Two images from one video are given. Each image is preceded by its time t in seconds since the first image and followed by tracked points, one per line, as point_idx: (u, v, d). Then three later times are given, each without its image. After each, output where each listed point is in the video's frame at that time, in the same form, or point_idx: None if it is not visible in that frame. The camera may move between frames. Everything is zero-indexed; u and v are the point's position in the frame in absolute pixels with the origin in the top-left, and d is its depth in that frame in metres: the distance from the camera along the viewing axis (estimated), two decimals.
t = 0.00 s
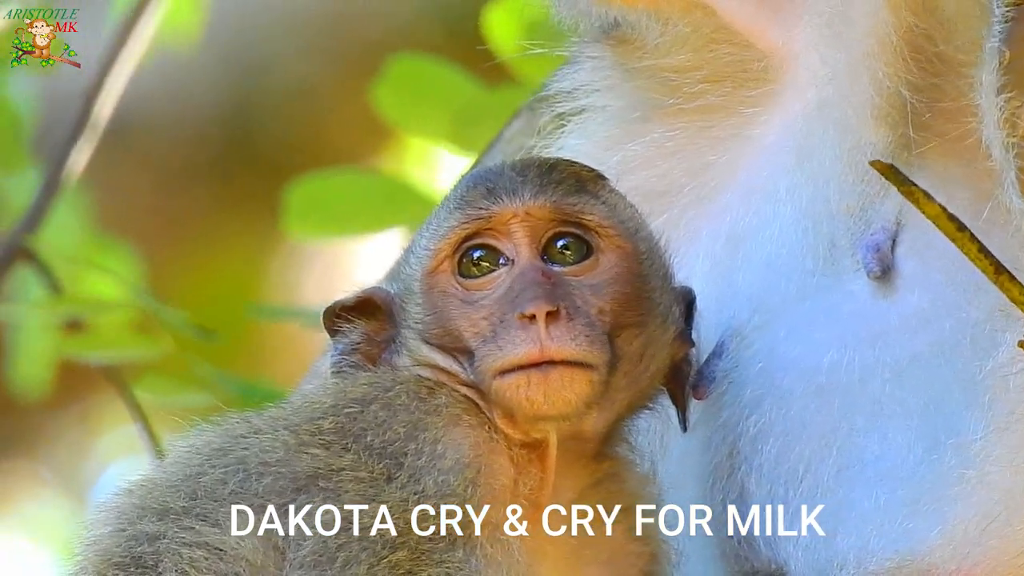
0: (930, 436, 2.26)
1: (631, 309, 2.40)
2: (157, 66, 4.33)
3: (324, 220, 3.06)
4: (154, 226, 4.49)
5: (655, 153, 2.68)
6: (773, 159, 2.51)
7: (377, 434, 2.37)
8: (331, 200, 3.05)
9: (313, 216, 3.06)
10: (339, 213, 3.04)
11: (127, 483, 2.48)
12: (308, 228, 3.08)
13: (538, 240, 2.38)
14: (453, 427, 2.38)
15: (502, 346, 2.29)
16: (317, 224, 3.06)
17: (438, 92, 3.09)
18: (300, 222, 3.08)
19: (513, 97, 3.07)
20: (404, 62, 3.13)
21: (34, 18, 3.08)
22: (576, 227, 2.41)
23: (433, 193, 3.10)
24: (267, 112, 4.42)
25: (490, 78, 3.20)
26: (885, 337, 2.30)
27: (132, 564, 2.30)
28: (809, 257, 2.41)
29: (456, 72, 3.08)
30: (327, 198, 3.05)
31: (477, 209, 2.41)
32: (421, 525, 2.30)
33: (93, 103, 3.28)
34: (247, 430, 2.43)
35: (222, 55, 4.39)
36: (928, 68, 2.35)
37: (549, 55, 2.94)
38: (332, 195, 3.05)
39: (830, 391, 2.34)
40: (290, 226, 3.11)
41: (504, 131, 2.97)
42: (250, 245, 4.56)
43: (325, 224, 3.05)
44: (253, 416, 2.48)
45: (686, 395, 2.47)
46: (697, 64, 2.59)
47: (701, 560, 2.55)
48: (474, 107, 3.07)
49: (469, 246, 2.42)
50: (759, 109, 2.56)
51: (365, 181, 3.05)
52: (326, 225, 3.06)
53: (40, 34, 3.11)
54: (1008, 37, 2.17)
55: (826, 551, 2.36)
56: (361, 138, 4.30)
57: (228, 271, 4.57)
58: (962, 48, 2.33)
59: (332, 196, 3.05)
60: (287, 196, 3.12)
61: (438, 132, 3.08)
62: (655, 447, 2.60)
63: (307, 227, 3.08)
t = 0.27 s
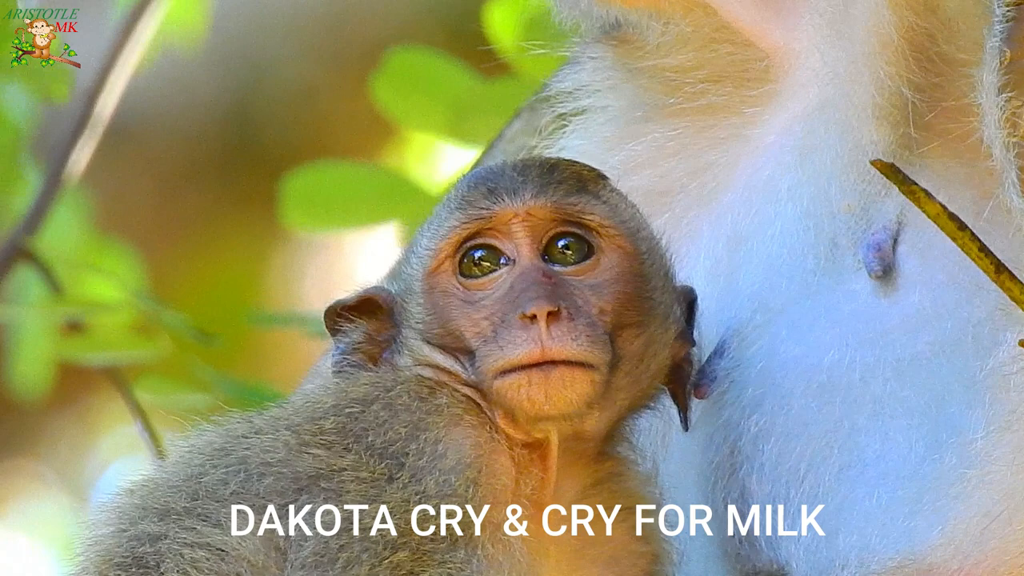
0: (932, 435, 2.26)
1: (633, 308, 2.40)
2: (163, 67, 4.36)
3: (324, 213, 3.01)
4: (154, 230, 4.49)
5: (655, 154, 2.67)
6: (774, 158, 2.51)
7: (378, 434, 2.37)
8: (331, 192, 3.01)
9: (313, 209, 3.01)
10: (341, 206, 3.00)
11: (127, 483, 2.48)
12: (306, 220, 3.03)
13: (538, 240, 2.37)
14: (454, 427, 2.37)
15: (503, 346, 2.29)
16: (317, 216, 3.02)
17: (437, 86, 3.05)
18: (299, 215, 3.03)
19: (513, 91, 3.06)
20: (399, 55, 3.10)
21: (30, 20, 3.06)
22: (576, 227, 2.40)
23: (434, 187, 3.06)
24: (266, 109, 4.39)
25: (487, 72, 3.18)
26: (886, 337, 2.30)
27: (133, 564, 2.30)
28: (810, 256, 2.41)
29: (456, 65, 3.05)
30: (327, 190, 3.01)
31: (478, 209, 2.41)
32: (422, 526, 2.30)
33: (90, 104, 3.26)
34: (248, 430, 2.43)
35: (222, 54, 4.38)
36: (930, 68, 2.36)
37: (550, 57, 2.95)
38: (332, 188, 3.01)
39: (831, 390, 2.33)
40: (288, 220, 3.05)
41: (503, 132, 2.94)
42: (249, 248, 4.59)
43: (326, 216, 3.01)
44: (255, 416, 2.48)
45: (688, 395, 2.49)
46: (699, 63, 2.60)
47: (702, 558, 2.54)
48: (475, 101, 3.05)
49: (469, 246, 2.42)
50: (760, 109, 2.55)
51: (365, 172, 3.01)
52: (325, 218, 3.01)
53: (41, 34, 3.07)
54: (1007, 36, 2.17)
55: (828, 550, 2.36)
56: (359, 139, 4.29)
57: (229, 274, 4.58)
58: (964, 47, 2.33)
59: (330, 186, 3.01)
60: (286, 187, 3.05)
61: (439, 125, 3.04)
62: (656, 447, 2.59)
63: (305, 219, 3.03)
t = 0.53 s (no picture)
0: (933, 434, 2.27)
1: (635, 309, 2.39)
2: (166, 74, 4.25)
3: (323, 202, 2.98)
4: (153, 228, 4.34)
5: (656, 155, 2.66)
6: (775, 157, 2.51)
7: (379, 435, 2.37)
8: (332, 180, 2.98)
9: (312, 198, 2.99)
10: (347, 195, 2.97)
11: (127, 483, 2.47)
12: (305, 210, 3.01)
13: (540, 240, 2.37)
14: (456, 427, 2.37)
15: (505, 346, 2.29)
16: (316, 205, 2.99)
17: (441, 79, 3.04)
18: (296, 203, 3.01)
19: (515, 85, 3.03)
20: (406, 45, 3.09)
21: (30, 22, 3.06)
22: (578, 227, 2.40)
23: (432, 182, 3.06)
24: (265, 112, 4.31)
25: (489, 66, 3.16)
26: (888, 335, 2.30)
27: (134, 564, 2.30)
28: (811, 255, 2.41)
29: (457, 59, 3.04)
30: (326, 178, 2.98)
31: (480, 208, 2.41)
32: (422, 527, 2.30)
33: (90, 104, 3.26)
34: (249, 430, 2.43)
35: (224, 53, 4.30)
36: (931, 67, 2.36)
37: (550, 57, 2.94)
38: (333, 177, 2.98)
39: (832, 389, 2.33)
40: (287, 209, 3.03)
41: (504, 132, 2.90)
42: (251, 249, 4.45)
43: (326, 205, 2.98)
44: (257, 416, 2.48)
45: (690, 396, 2.48)
46: (699, 63, 2.59)
47: (701, 557, 2.54)
48: (475, 95, 3.03)
49: (471, 246, 2.42)
50: (761, 108, 2.55)
51: (367, 164, 2.99)
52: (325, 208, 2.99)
53: (39, 33, 3.07)
54: (1006, 35, 2.17)
55: (828, 549, 2.35)
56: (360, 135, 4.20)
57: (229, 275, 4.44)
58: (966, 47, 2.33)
59: (328, 173, 2.99)
60: (287, 174, 3.01)
61: (440, 119, 3.04)
62: (658, 446, 2.58)
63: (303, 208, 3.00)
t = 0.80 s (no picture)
0: (934, 432, 2.26)
1: (636, 309, 2.39)
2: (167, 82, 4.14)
3: (322, 204, 2.99)
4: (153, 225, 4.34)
5: (660, 155, 2.68)
6: (774, 158, 2.51)
7: (380, 435, 2.37)
8: (330, 180, 2.98)
9: (310, 199, 2.99)
10: (346, 195, 2.96)
11: (131, 482, 2.49)
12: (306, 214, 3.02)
13: (540, 241, 2.37)
14: (456, 427, 2.38)
15: (505, 348, 2.28)
16: (316, 207, 2.99)
17: (444, 82, 3.03)
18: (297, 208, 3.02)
19: (514, 93, 3.03)
20: (410, 47, 3.08)
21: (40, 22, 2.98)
22: (578, 229, 2.40)
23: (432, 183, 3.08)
24: (268, 112, 4.30)
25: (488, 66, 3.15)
26: (888, 334, 2.30)
27: (136, 561, 2.32)
28: (812, 254, 2.42)
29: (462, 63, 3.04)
30: (325, 181, 2.98)
31: (480, 210, 2.42)
32: (423, 526, 2.30)
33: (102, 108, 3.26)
34: (251, 430, 2.43)
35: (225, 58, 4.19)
36: (930, 69, 2.32)
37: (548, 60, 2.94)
38: (331, 180, 2.98)
39: (832, 387, 2.34)
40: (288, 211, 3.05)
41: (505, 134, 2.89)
42: (252, 245, 4.49)
43: (324, 206, 2.98)
44: (258, 416, 2.48)
45: (691, 394, 2.50)
46: (699, 68, 2.58)
47: (702, 556, 2.57)
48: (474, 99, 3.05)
49: (471, 247, 2.41)
50: (761, 110, 2.54)
51: (361, 165, 2.99)
52: (324, 210, 2.99)
53: (41, 34, 2.94)
54: (1007, 37, 2.13)
55: (828, 547, 2.38)
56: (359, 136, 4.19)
57: (232, 272, 4.51)
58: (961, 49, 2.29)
59: (328, 178, 2.98)
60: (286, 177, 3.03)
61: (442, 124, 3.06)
62: (659, 446, 2.57)
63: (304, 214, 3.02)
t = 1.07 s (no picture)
0: (935, 428, 2.26)
1: (636, 305, 2.38)
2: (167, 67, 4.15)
3: (330, 207, 2.97)
4: (155, 219, 4.30)
5: (659, 152, 2.66)
6: (776, 153, 2.50)
7: (380, 431, 2.37)
8: (335, 182, 2.98)
9: (316, 202, 2.98)
10: (351, 195, 2.96)
11: (132, 479, 2.48)
12: (306, 217, 3.01)
13: (541, 236, 2.37)
14: (457, 423, 2.38)
15: (505, 342, 2.28)
16: (322, 210, 2.98)
17: (444, 85, 3.03)
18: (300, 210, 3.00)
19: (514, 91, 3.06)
20: (409, 48, 3.08)
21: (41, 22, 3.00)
22: (578, 223, 2.39)
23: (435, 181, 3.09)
24: (268, 99, 4.29)
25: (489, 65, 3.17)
26: (888, 329, 2.30)
27: (136, 561, 2.31)
28: (812, 249, 2.42)
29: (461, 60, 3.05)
30: (328, 184, 2.98)
31: (480, 205, 2.41)
32: (424, 524, 2.30)
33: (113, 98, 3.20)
34: (250, 427, 2.43)
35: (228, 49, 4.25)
36: (930, 60, 2.35)
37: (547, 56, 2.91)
38: (334, 182, 2.98)
39: (833, 382, 2.34)
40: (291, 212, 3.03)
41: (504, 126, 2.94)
42: (253, 241, 4.48)
43: (329, 208, 2.97)
44: (258, 413, 2.48)
45: (691, 391, 2.49)
46: (697, 58, 2.56)
47: (703, 553, 2.55)
48: (474, 96, 3.06)
49: (471, 242, 2.41)
50: (761, 104, 2.53)
51: (364, 166, 2.99)
52: (331, 211, 2.97)
53: (40, 33, 2.95)
54: (1005, 29, 2.13)
55: (828, 544, 2.37)
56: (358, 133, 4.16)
57: (232, 268, 4.48)
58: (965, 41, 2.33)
59: (329, 179, 2.98)
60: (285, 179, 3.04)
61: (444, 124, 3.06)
62: (659, 443, 2.58)
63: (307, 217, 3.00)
